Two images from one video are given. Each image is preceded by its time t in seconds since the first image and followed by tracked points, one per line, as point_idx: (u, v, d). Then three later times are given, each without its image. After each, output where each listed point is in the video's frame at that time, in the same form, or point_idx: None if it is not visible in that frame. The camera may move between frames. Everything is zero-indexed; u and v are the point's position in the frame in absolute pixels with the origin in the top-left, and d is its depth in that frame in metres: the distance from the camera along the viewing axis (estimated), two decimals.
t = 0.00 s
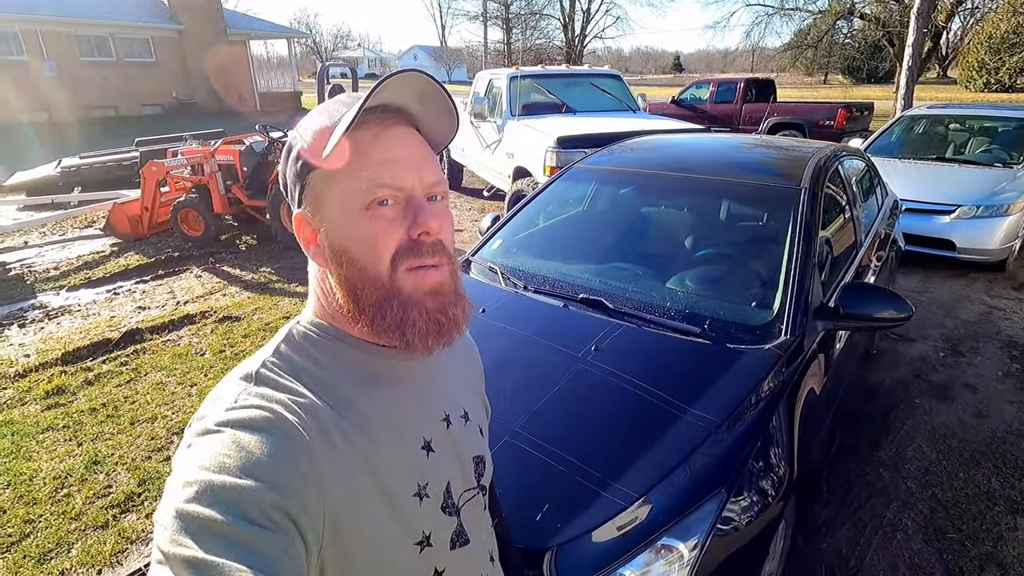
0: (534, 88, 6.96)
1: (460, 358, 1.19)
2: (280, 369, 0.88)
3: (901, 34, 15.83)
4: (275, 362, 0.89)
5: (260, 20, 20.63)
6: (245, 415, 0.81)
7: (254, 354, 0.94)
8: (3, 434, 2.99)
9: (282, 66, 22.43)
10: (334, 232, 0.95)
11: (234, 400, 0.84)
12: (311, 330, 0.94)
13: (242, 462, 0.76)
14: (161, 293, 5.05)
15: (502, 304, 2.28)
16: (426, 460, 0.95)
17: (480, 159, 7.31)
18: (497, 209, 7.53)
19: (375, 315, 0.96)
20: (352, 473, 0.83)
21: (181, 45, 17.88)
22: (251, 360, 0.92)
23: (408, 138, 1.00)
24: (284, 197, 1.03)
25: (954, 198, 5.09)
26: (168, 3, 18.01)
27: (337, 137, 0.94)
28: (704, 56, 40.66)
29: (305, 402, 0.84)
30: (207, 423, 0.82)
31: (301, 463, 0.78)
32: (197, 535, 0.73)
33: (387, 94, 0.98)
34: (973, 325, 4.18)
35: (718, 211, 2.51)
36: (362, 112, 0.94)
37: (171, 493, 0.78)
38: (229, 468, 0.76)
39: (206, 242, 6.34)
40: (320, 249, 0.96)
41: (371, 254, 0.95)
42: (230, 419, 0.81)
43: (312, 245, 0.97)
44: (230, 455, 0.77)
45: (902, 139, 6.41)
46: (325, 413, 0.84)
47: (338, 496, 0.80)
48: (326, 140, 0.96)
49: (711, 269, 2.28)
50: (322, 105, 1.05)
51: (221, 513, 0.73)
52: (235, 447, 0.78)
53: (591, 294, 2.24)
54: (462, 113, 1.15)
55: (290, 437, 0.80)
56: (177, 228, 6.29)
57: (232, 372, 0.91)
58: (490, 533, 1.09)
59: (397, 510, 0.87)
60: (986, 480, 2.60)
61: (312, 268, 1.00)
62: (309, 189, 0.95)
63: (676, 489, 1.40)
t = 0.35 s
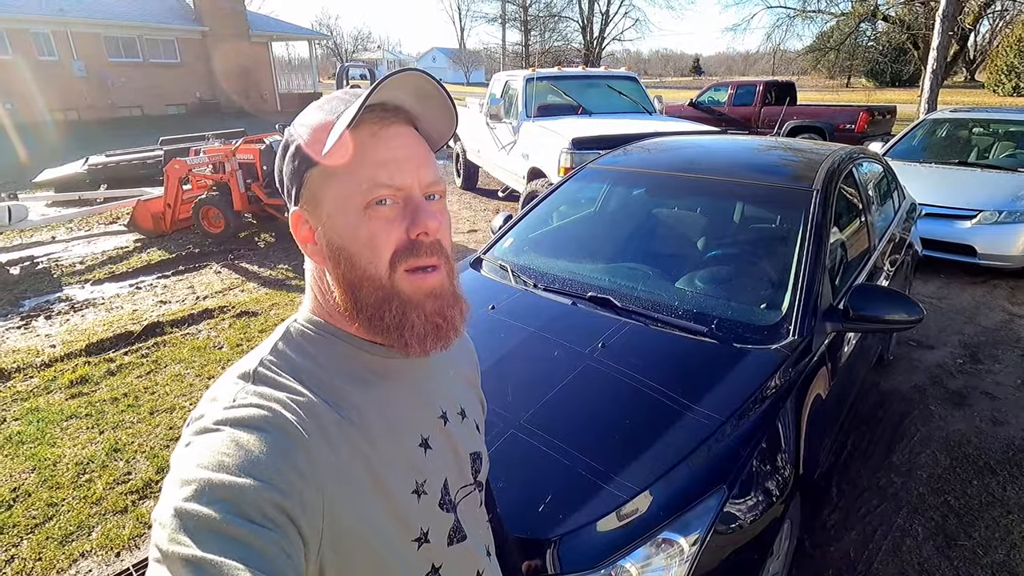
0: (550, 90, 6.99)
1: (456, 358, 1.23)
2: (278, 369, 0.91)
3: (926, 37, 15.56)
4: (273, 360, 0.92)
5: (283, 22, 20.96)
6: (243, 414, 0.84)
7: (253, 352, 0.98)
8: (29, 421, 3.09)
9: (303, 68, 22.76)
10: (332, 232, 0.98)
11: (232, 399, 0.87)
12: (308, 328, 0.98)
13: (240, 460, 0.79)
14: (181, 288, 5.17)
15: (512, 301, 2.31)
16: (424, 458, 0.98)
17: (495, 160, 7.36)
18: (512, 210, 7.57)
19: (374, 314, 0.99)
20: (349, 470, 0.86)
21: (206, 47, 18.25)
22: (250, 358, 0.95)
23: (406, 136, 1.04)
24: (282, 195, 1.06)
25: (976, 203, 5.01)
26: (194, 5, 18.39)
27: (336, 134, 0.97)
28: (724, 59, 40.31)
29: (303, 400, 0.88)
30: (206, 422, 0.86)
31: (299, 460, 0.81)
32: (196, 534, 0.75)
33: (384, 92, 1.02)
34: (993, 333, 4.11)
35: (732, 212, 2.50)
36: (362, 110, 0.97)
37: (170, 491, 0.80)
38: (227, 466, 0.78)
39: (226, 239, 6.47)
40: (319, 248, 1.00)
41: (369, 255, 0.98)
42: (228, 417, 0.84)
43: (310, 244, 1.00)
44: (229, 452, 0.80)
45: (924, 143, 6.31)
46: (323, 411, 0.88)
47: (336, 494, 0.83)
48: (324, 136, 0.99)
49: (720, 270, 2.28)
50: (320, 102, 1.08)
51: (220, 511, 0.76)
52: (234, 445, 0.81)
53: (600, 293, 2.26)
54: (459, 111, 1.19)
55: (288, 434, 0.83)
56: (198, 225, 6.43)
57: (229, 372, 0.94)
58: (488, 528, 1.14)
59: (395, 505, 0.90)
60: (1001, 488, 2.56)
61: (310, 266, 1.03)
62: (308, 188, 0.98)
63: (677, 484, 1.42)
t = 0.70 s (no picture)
0: (560, 96, 7.02)
1: (459, 358, 1.25)
2: (284, 369, 0.93)
3: (938, 47, 15.48)
4: (279, 360, 0.94)
5: (295, 28, 21.19)
6: (250, 414, 0.85)
7: (258, 352, 0.99)
8: (39, 416, 3.13)
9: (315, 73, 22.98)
10: (340, 232, 1.00)
11: (239, 398, 0.88)
12: (312, 327, 0.99)
13: (247, 459, 0.80)
14: (191, 288, 5.22)
15: (518, 304, 2.32)
16: (428, 458, 1.00)
17: (504, 165, 7.39)
18: (520, 215, 7.59)
19: (381, 315, 1.01)
20: (355, 470, 0.87)
21: (219, 51, 18.48)
22: (255, 357, 0.97)
23: (414, 139, 1.05)
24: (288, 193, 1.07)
25: (987, 213, 4.97)
26: (209, 10, 18.64)
27: (347, 135, 0.98)
28: (734, 67, 40.31)
29: (308, 400, 0.89)
30: (212, 421, 0.87)
31: (306, 459, 0.82)
32: (202, 532, 0.76)
33: (394, 95, 1.03)
34: (1003, 344, 4.07)
35: (740, 218, 2.51)
36: (374, 112, 0.99)
37: (176, 490, 0.81)
38: (234, 466, 0.80)
39: (236, 241, 6.53)
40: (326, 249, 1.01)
41: (377, 256, 1.00)
42: (235, 417, 0.85)
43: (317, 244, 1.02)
44: (235, 452, 0.81)
45: (935, 153, 6.27)
46: (329, 410, 0.89)
47: (342, 494, 0.84)
48: (335, 137, 1.01)
49: (726, 276, 2.29)
50: (329, 101, 1.10)
51: (226, 510, 0.77)
52: (240, 445, 0.82)
53: (606, 297, 2.27)
54: (468, 114, 1.21)
55: (294, 434, 0.84)
56: (209, 226, 6.50)
57: (235, 371, 0.96)
58: (489, 528, 1.16)
59: (399, 504, 0.92)
60: (1010, 500, 2.53)
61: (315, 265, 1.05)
62: (315, 188, 1.00)
63: (679, 487, 1.42)
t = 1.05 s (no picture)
0: (560, 104, 7.04)
1: (463, 361, 1.22)
2: (289, 368, 0.91)
3: (935, 57, 15.58)
4: (283, 359, 0.92)
5: (296, 36, 21.30)
6: (254, 412, 0.83)
7: (262, 350, 0.97)
8: (35, 425, 3.10)
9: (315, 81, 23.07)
10: (345, 232, 0.98)
11: (242, 396, 0.86)
12: (317, 326, 0.97)
13: (251, 458, 0.78)
14: (190, 295, 5.20)
15: (519, 313, 2.30)
16: (432, 459, 0.98)
17: (504, 173, 7.39)
18: (519, 223, 7.59)
19: (385, 316, 0.99)
20: (359, 472, 0.85)
21: (220, 59, 18.54)
22: (260, 356, 0.95)
23: (421, 141, 1.04)
24: (295, 193, 1.06)
25: (987, 223, 4.97)
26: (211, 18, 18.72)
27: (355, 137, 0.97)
28: (733, 77, 40.54)
29: (312, 399, 0.87)
30: (216, 419, 0.85)
31: (310, 459, 0.80)
32: (206, 531, 0.75)
33: (402, 96, 1.02)
34: (1006, 353, 4.05)
35: (741, 227, 2.50)
36: (382, 113, 0.97)
37: (181, 489, 0.80)
38: (238, 464, 0.78)
39: (235, 247, 6.52)
40: (331, 249, 0.99)
41: (383, 256, 0.98)
42: (239, 415, 0.83)
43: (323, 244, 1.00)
44: (239, 450, 0.79)
45: (934, 162, 6.28)
46: (333, 410, 0.87)
47: (345, 495, 0.82)
48: (343, 139, 0.99)
49: (729, 285, 2.27)
50: (337, 105, 1.08)
51: (230, 510, 0.75)
52: (244, 443, 0.80)
53: (608, 306, 2.25)
54: (475, 116, 1.19)
55: (298, 433, 0.82)
56: (208, 233, 6.48)
57: (240, 370, 0.93)
58: (494, 532, 1.13)
59: (403, 506, 0.90)
60: (1017, 513, 2.50)
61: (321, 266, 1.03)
62: (323, 189, 0.98)
63: (685, 501, 1.39)
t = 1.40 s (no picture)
0: (561, 118, 7.05)
1: (466, 364, 1.19)
2: (295, 368, 0.89)
3: (932, 73, 15.67)
4: (290, 359, 0.90)
5: (298, 49, 21.45)
6: (262, 410, 0.81)
7: (267, 351, 0.95)
8: (26, 439, 3.04)
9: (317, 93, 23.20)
10: (352, 233, 0.95)
11: (248, 395, 0.84)
12: (323, 328, 0.95)
13: (258, 455, 0.76)
14: (187, 306, 5.16)
15: (520, 328, 2.26)
16: (435, 462, 0.95)
17: (504, 186, 7.39)
18: (520, 235, 7.57)
19: (392, 318, 0.96)
20: (363, 472, 0.83)
21: (223, 70, 18.64)
22: (265, 357, 0.93)
23: (429, 145, 1.01)
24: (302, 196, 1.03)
25: (990, 238, 4.95)
26: (213, 31, 18.85)
27: (364, 138, 0.94)
28: (731, 91, 40.83)
29: (318, 398, 0.85)
30: (223, 417, 0.83)
31: (315, 458, 0.78)
32: (212, 527, 0.73)
33: (410, 100, 0.99)
34: (1011, 370, 4.01)
35: (743, 242, 2.47)
36: (391, 116, 0.94)
37: (187, 485, 0.78)
38: (245, 462, 0.76)
39: (234, 259, 6.49)
40: (339, 251, 0.97)
41: (389, 258, 0.95)
42: (246, 413, 0.82)
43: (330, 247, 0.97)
44: (245, 447, 0.77)
45: (935, 177, 6.28)
46: (338, 409, 0.85)
47: (348, 495, 0.80)
48: (352, 141, 0.96)
49: (734, 300, 2.24)
50: (345, 108, 1.05)
51: (236, 506, 0.73)
52: (250, 440, 0.78)
53: (611, 322, 2.22)
54: (483, 122, 1.17)
55: (304, 431, 0.80)
56: (207, 244, 6.45)
57: (246, 369, 0.92)
58: (492, 536, 1.08)
59: (405, 508, 0.87)
60: None
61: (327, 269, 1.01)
62: (331, 190, 0.96)
63: (693, 527, 1.35)
